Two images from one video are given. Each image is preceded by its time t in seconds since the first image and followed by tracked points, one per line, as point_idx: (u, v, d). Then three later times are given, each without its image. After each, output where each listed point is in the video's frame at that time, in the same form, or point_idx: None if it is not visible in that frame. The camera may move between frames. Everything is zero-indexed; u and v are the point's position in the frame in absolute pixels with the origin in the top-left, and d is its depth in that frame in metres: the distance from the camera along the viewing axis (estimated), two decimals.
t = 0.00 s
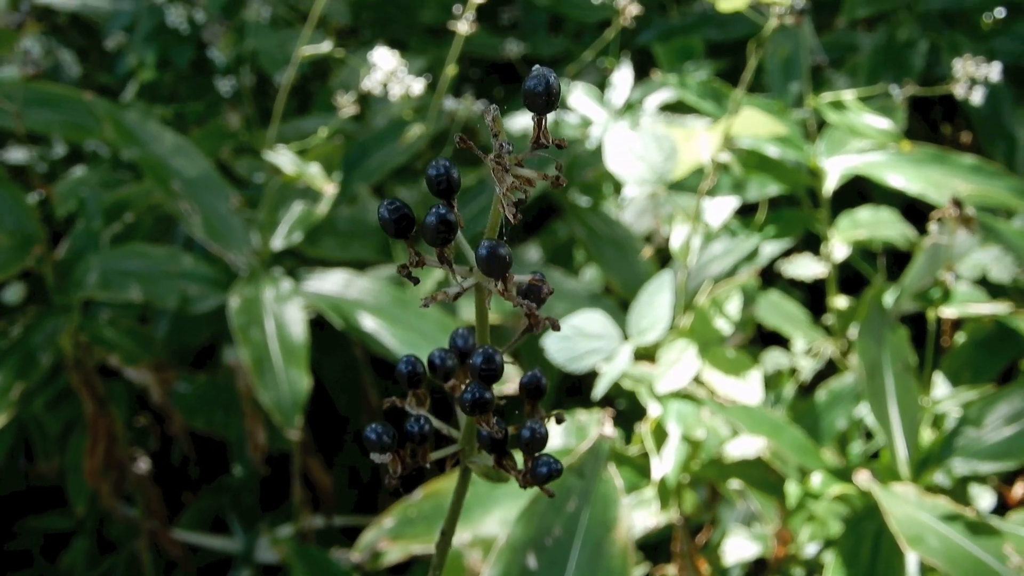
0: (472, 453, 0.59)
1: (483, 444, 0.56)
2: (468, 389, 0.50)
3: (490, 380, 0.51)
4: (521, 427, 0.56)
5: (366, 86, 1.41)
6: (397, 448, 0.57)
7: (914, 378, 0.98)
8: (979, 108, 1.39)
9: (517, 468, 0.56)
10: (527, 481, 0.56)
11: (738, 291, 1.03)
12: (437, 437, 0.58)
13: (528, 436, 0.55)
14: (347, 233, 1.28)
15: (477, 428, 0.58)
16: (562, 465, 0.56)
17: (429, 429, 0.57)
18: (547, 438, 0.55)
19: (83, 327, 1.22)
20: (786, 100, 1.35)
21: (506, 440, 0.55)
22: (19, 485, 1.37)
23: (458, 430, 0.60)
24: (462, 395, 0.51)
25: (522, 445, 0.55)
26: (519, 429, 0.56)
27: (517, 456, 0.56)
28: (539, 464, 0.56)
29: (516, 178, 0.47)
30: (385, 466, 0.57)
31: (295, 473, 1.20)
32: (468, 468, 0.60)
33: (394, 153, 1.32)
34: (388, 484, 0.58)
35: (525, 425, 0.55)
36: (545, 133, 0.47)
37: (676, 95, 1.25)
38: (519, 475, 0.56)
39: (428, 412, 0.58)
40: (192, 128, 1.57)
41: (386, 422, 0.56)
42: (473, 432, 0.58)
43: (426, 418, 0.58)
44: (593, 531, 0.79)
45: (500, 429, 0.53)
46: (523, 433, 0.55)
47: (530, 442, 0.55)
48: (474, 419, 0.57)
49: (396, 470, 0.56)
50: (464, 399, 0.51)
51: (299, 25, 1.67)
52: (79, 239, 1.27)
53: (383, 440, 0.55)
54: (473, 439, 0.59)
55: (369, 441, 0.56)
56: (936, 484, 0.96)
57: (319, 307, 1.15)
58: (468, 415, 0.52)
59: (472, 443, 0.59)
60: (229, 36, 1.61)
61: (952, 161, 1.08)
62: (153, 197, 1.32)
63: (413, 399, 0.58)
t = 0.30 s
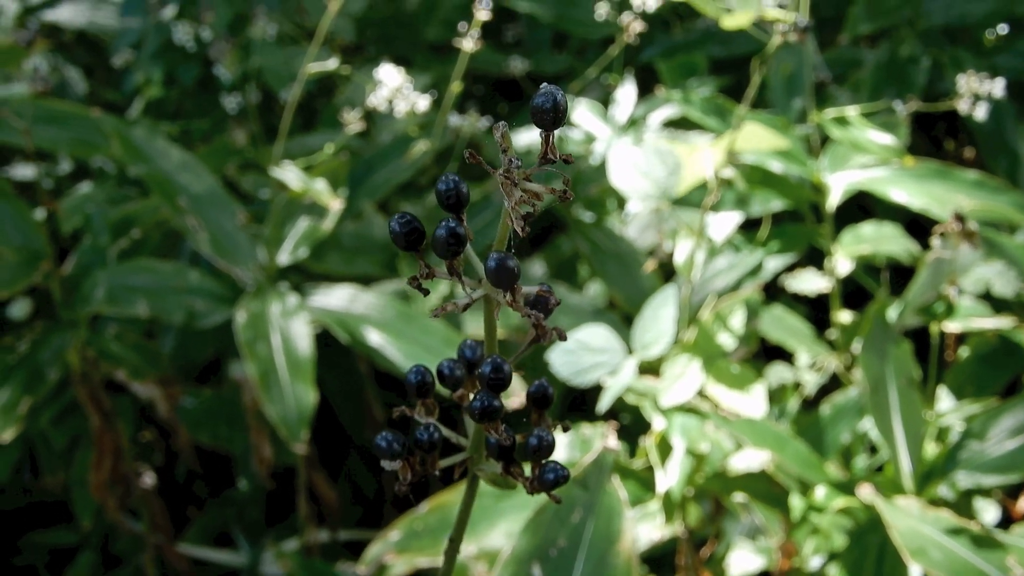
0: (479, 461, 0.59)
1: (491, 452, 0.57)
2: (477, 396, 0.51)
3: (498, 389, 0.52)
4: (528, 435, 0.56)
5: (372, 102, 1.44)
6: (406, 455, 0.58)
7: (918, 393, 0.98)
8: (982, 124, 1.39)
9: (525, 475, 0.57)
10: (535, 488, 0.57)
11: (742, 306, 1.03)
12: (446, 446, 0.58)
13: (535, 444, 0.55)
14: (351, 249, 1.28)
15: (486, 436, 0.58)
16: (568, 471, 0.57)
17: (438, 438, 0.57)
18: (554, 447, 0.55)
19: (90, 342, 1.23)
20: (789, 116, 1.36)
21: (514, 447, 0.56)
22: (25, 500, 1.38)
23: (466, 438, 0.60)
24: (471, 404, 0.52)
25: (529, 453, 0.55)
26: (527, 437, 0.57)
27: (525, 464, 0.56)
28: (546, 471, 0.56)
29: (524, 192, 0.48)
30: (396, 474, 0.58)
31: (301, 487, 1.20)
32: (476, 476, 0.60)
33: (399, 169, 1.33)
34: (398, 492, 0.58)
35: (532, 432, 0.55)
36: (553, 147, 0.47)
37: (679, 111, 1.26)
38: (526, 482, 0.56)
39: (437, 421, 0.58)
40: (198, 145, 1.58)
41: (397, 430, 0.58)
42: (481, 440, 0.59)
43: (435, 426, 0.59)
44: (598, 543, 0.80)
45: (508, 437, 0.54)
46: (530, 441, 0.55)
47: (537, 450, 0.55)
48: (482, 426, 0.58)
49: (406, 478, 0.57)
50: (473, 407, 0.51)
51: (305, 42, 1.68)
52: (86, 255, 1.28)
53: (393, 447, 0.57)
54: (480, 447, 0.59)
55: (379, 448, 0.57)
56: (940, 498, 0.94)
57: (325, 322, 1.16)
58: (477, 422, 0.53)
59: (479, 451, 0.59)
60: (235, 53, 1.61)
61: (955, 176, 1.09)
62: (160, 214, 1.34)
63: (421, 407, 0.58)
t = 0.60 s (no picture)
0: (484, 451, 0.61)
1: (496, 443, 0.58)
2: (483, 385, 0.53)
3: (504, 377, 0.53)
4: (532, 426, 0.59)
5: (378, 112, 1.43)
6: (413, 445, 0.59)
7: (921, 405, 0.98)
8: (986, 138, 1.40)
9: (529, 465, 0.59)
10: (537, 477, 0.58)
11: (746, 315, 1.04)
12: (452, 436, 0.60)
13: (538, 434, 0.58)
14: (357, 259, 1.30)
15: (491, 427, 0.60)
16: (571, 460, 0.58)
17: (445, 428, 0.58)
18: (556, 436, 0.59)
19: (97, 350, 1.24)
20: (794, 130, 1.37)
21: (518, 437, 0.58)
22: (30, 508, 1.38)
23: (472, 430, 0.62)
24: (477, 393, 0.54)
25: (532, 443, 0.58)
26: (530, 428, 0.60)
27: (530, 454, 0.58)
28: (549, 459, 0.58)
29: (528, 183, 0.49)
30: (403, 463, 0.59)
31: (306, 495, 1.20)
32: (482, 467, 0.61)
33: (405, 180, 1.34)
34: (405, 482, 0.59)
35: (536, 423, 0.58)
36: (556, 138, 0.48)
37: (684, 123, 1.26)
38: (530, 471, 0.58)
39: (443, 411, 0.59)
40: (206, 155, 1.59)
41: (404, 420, 0.60)
42: (486, 431, 0.61)
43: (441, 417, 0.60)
44: (601, 547, 0.80)
45: (513, 427, 0.55)
46: (534, 431, 0.59)
47: (541, 439, 0.58)
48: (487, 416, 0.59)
49: (412, 466, 0.58)
50: (478, 394, 0.53)
51: (313, 54, 1.70)
52: (93, 263, 1.30)
53: (399, 437, 0.59)
54: (486, 437, 0.61)
55: (387, 438, 0.60)
56: (941, 509, 0.95)
57: (331, 331, 1.16)
58: (483, 410, 0.54)
59: (484, 442, 0.61)
60: (242, 64, 1.60)
61: (959, 190, 1.09)
62: (167, 220, 1.34)
63: (427, 399, 0.59)
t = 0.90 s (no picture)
0: (502, 462, 0.62)
1: (514, 453, 0.60)
2: (502, 395, 0.55)
3: (523, 388, 0.55)
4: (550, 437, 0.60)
5: (392, 129, 1.45)
6: (433, 454, 0.62)
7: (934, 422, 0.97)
8: (998, 155, 1.40)
9: (546, 475, 0.60)
10: (555, 488, 0.60)
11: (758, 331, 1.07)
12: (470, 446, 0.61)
13: (557, 445, 0.59)
14: (370, 275, 1.31)
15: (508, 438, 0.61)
16: (588, 471, 0.59)
17: (463, 438, 0.60)
18: (574, 447, 0.59)
19: (111, 364, 1.26)
20: (806, 147, 1.37)
21: (536, 448, 0.59)
22: (43, 521, 1.39)
23: (490, 441, 0.64)
24: (496, 403, 0.55)
25: (551, 453, 0.59)
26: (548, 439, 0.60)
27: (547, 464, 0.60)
28: (567, 470, 0.59)
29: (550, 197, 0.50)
30: (423, 472, 0.62)
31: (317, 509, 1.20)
32: (499, 478, 0.63)
33: (418, 196, 1.35)
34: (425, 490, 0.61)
35: (554, 433, 0.59)
36: (577, 154, 0.49)
37: (696, 141, 1.27)
38: (548, 482, 0.59)
39: (462, 421, 0.61)
40: (221, 171, 1.61)
41: (424, 429, 0.62)
42: (505, 442, 0.62)
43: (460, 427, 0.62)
44: (613, 563, 0.80)
45: (532, 437, 0.57)
46: (551, 441, 0.59)
47: (558, 450, 0.59)
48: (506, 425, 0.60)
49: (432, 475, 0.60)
50: (498, 403, 0.55)
51: (326, 71, 1.72)
52: (108, 277, 1.31)
53: (420, 446, 0.61)
54: (503, 448, 0.62)
55: (407, 447, 0.61)
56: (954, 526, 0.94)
57: (344, 346, 1.17)
58: (502, 420, 0.56)
59: (502, 453, 0.62)
60: (258, 81, 1.64)
61: (971, 208, 1.09)
62: (181, 237, 1.34)
63: (447, 409, 0.61)
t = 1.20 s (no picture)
0: (512, 461, 0.62)
1: (525, 451, 0.60)
2: (513, 393, 0.55)
3: (533, 386, 0.55)
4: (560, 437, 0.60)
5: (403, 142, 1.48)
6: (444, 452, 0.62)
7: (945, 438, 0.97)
8: (1009, 172, 1.40)
9: (556, 474, 0.60)
10: (565, 486, 0.60)
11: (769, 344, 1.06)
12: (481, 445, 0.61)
13: (567, 444, 0.59)
14: (381, 287, 1.32)
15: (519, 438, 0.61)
16: (598, 470, 0.60)
17: (474, 436, 0.60)
18: (584, 446, 0.59)
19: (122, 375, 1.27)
20: (816, 164, 1.38)
21: (546, 446, 0.59)
22: (53, 533, 1.40)
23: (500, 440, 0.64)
24: (507, 401, 0.56)
25: (561, 452, 0.59)
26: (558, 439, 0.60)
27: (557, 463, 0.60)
28: (577, 469, 0.60)
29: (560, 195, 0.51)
30: (433, 470, 0.62)
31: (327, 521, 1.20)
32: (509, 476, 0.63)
33: (429, 210, 1.36)
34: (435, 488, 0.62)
35: (564, 433, 0.59)
36: (587, 153, 0.49)
37: (707, 156, 1.28)
38: (558, 480, 0.60)
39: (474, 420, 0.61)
40: (233, 184, 1.63)
41: (436, 428, 0.63)
42: (515, 441, 0.62)
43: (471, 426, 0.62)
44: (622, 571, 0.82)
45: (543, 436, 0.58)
46: (562, 441, 0.59)
47: (569, 449, 0.59)
48: (517, 424, 0.60)
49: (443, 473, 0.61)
50: (509, 401, 0.55)
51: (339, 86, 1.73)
52: (120, 289, 1.32)
53: (431, 445, 0.62)
54: (514, 448, 0.62)
55: (418, 445, 0.62)
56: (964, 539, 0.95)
57: (354, 357, 1.18)
58: (512, 417, 0.56)
59: (512, 453, 0.62)
60: (270, 96, 1.67)
61: (982, 224, 1.09)
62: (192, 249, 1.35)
63: (458, 409, 0.62)
